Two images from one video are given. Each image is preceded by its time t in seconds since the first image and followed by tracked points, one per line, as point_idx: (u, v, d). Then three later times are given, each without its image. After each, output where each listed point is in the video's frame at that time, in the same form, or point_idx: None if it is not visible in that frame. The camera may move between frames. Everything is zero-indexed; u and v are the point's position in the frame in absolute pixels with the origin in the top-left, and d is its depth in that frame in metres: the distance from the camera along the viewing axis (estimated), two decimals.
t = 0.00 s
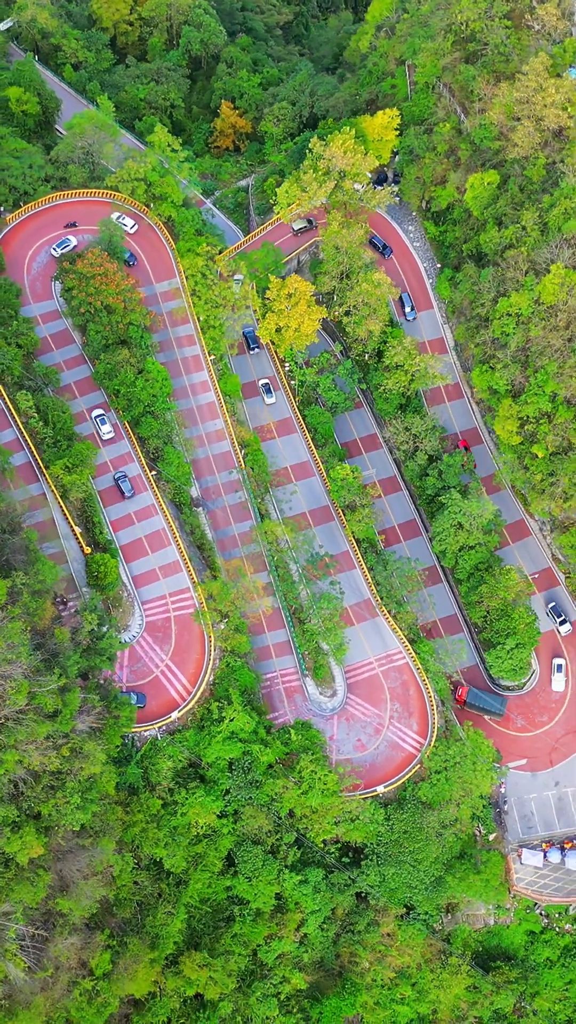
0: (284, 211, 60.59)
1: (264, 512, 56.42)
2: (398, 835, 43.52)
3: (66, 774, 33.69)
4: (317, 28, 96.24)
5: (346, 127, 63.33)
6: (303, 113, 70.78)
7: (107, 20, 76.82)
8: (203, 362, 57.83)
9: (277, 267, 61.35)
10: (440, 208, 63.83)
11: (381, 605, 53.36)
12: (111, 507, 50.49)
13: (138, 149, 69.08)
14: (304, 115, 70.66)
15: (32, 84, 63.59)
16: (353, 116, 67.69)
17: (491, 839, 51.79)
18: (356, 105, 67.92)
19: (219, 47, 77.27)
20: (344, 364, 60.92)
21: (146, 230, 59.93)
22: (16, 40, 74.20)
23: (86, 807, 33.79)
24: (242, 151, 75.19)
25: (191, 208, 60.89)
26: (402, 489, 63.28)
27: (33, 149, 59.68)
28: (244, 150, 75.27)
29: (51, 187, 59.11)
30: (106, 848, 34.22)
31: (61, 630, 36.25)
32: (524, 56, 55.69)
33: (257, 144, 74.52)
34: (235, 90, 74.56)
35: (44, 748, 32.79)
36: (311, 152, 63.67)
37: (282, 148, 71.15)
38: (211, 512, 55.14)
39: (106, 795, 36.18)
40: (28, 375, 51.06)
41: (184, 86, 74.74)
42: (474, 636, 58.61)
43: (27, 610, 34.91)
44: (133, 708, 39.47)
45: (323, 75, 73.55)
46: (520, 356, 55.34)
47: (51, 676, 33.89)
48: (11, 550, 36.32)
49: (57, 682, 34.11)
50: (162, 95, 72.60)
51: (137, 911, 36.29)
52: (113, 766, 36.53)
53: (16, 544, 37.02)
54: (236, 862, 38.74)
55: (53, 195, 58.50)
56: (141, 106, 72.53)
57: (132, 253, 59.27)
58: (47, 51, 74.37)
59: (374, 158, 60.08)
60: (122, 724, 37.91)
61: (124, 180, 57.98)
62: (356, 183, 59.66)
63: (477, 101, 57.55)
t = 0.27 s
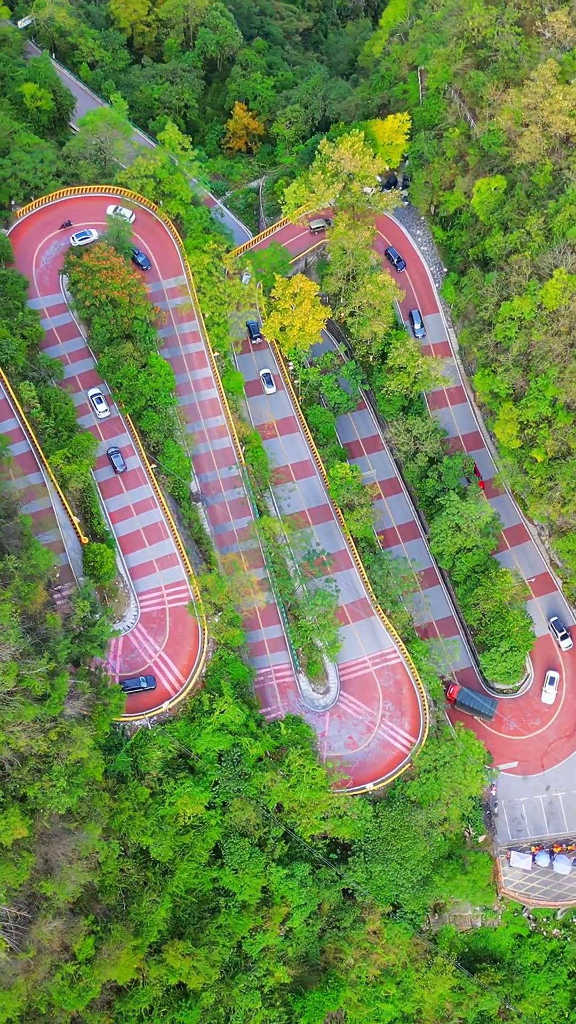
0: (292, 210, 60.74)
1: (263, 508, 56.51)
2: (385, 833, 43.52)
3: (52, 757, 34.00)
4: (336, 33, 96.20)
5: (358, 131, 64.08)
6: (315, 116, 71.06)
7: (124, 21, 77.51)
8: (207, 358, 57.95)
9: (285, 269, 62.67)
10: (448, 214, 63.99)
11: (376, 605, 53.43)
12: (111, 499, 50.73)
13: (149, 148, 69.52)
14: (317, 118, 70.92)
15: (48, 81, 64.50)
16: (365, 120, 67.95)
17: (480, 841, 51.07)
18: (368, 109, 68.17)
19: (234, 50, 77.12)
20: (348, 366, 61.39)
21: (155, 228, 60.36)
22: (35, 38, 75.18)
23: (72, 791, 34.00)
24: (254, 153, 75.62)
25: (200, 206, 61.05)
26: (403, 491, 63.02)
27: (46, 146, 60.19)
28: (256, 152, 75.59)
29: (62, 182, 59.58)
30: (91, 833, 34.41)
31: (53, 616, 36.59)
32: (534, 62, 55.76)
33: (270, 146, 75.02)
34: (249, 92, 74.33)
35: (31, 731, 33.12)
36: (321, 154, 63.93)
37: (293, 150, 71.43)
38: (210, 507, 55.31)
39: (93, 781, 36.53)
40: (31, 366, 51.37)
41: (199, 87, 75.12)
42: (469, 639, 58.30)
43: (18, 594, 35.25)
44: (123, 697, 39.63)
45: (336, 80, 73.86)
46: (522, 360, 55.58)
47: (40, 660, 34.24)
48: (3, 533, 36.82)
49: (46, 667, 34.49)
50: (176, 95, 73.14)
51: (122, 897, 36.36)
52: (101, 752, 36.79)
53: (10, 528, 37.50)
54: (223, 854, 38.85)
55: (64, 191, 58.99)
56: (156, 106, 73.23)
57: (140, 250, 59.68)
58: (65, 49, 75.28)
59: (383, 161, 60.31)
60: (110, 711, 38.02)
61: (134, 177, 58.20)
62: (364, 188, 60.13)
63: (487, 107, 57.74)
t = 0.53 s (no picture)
0: (299, 212, 60.81)
1: (263, 508, 56.65)
2: (375, 833, 43.38)
3: (41, 744, 34.24)
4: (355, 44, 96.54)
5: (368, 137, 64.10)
6: (328, 123, 71.36)
7: (142, 26, 78.35)
8: (212, 359, 58.36)
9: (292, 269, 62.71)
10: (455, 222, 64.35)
11: (373, 607, 53.58)
12: (111, 494, 51.07)
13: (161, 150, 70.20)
14: (329, 124, 71.30)
15: (63, 82, 64.90)
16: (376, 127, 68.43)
17: (470, 846, 50.75)
18: (379, 117, 68.67)
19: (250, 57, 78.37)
20: (352, 370, 61.67)
21: (164, 228, 60.85)
22: (53, 40, 76.19)
23: (60, 778, 34.24)
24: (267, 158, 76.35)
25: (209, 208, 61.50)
26: (404, 494, 63.07)
27: (59, 146, 60.63)
28: (268, 157, 76.10)
29: (73, 180, 59.99)
30: (79, 821, 34.73)
31: (46, 604, 36.89)
32: (544, 72, 56.12)
33: (282, 153, 75.71)
34: (263, 98, 75.26)
35: (21, 717, 33.41)
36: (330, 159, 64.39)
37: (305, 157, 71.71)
38: (210, 506, 55.57)
39: (82, 770, 36.90)
40: (36, 360, 51.73)
41: (214, 91, 75.71)
42: (465, 643, 58.11)
43: (12, 581, 35.51)
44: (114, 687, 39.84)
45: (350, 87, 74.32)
46: (524, 367, 55.84)
47: (32, 647, 34.51)
48: None
49: (38, 654, 34.78)
50: (191, 99, 73.83)
51: (109, 887, 36.47)
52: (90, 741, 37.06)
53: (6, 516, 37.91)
54: (212, 849, 38.98)
55: (75, 190, 59.54)
56: (170, 110, 74.06)
57: (148, 250, 60.24)
58: (82, 52, 76.21)
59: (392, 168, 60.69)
60: (101, 702, 38.25)
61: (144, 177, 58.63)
62: (373, 194, 60.51)
63: (496, 116, 58.14)
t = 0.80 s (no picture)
0: (306, 216, 61.27)
1: (263, 508, 56.89)
2: (365, 834, 43.42)
3: (32, 733, 34.50)
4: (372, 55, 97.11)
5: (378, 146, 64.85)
6: (339, 130, 71.74)
7: (158, 31, 79.07)
8: (216, 359, 58.68)
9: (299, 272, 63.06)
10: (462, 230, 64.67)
11: (370, 609, 53.72)
12: (112, 490, 51.39)
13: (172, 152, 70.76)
14: (340, 132, 71.67)
15: (78, 84, 65.41)
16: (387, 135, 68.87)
17: (462, 850, 50.17)
18: (390, 125, 69.12)
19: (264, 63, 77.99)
20: (356, 374, 61.96)
21: (173, 230, 61.19)
22: (70, 43, 77.02)
23: (50, 767, 34.47)
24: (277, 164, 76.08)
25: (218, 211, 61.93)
26: (405, 500, 63.13)
27: (70, 147, 60.88)
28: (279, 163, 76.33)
29: (84, 180, 60.17)
30: (68, 810, 34.98)
31: (41, 595, 37.22)
32: (552, 83, 56.49)
33: (293, 158, 75.51)
34: (276, 105, 74.91)
35: (12, 704, 33.76)
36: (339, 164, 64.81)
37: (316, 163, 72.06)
38: (211, 505, 55.83)
39: (72, 760, 37.04)
40: (41, 356, 51.98)
41: (228, 97, 76.27)
42: (463, 649, 58.05)
43: (6, 570, 35.80)
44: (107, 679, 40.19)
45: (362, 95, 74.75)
46: (525, 375, 56.11)
47: (24, 636, 34.83)
48: None
49: (30, 643, 35.09)
50: (204, 104, 74.42)
51: (98, 879, 36.58)
52: (81, 732, 37.29)
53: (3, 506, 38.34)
54: (202, 845, 39.20)
55: (86, 190, 59.99)
56: (183, 114, 74.55)
57: (156, 250, 60.64)
58: (98, 55, 76.97)
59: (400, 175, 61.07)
60: (93, 694, 38.67)
61: (153, 179, 59.30)
62: (381, 200, 60.82)
63: (504, 125, 58.53)
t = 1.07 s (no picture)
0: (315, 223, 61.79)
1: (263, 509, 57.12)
2: (355, 835, 43.40)
3: (23, 721, 34.96)
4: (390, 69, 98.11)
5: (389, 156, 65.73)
6: (352, 140, 72.38)
7: (176, 39, 80.01)
8: (222, 361, 59.14)
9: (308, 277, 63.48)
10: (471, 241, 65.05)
11: (367, 613, 53.88)
12: (114, 487, 51.78)
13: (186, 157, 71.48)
14: (353, 142, 72.42)
15: (94, 88, 66.61)
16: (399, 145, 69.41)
17: (453, 856, 49.65)
18: (403, 135, 69.69)
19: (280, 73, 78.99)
20: (360, 380, 62.24)
21: (184, 233, 61.78)
22: (89, 49, 78.17)
23: (39, 756, 34.88)
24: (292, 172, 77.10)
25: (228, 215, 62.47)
26: (406, 506, 63.19)
27: (83, 148, 61.59)
28: (293, 171, 76.77)
29: (96, 182, 61.19)
30: (57, 800, 35.49)
31: (35, 585, 37.75)
32: (562, 95, 56.91)
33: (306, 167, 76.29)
34: (290, 113, 76.08)
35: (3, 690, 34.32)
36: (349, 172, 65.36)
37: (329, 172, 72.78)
38: (212, 505, 56.10)
39: (63, 751, 37.44)
40: (48, 353, 52.63)
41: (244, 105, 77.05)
42: (460, 656, 57.92)
43: (1, 559, 36.33)
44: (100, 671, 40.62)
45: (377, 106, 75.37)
46: (528, 384, 56.40)
47: (17, 624, 35.35)
48: None
49: (23, 632, 35.61)
50: (219, 112, 75.13)
51: (87, 870, 37.18)
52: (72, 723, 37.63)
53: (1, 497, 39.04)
54: (191, 841, 39.43)
55: (99, 192, 60.78)
56: (198, 120, 75.06)
57: (166, 253, 61.25)
58: (116, 61, 78.01)
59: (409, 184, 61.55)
60: (85, 685, 39.15)
61: (164, 182, 60.10)
62: (389, 208, 61.35)
63: (514, 137, 58.99)
